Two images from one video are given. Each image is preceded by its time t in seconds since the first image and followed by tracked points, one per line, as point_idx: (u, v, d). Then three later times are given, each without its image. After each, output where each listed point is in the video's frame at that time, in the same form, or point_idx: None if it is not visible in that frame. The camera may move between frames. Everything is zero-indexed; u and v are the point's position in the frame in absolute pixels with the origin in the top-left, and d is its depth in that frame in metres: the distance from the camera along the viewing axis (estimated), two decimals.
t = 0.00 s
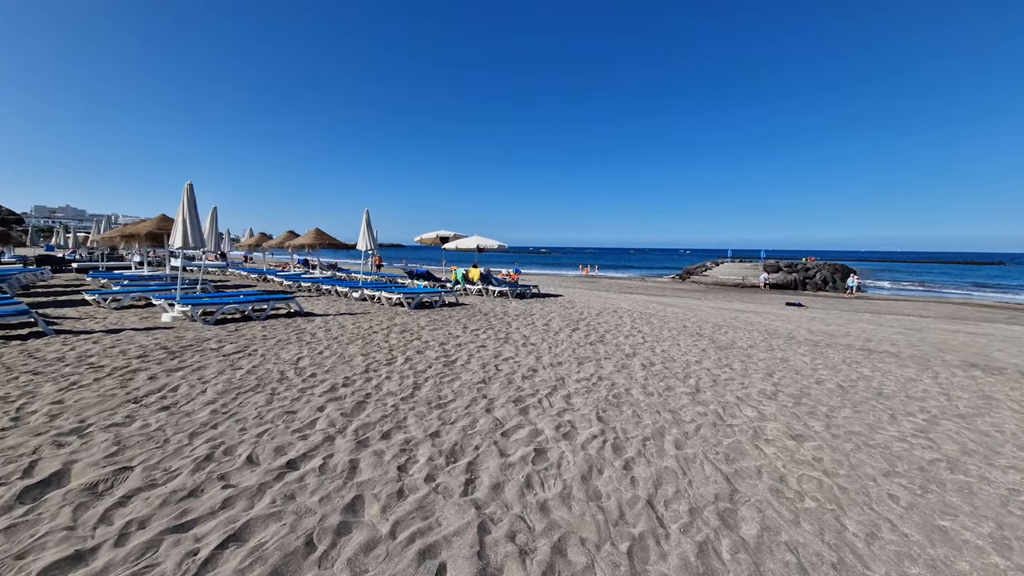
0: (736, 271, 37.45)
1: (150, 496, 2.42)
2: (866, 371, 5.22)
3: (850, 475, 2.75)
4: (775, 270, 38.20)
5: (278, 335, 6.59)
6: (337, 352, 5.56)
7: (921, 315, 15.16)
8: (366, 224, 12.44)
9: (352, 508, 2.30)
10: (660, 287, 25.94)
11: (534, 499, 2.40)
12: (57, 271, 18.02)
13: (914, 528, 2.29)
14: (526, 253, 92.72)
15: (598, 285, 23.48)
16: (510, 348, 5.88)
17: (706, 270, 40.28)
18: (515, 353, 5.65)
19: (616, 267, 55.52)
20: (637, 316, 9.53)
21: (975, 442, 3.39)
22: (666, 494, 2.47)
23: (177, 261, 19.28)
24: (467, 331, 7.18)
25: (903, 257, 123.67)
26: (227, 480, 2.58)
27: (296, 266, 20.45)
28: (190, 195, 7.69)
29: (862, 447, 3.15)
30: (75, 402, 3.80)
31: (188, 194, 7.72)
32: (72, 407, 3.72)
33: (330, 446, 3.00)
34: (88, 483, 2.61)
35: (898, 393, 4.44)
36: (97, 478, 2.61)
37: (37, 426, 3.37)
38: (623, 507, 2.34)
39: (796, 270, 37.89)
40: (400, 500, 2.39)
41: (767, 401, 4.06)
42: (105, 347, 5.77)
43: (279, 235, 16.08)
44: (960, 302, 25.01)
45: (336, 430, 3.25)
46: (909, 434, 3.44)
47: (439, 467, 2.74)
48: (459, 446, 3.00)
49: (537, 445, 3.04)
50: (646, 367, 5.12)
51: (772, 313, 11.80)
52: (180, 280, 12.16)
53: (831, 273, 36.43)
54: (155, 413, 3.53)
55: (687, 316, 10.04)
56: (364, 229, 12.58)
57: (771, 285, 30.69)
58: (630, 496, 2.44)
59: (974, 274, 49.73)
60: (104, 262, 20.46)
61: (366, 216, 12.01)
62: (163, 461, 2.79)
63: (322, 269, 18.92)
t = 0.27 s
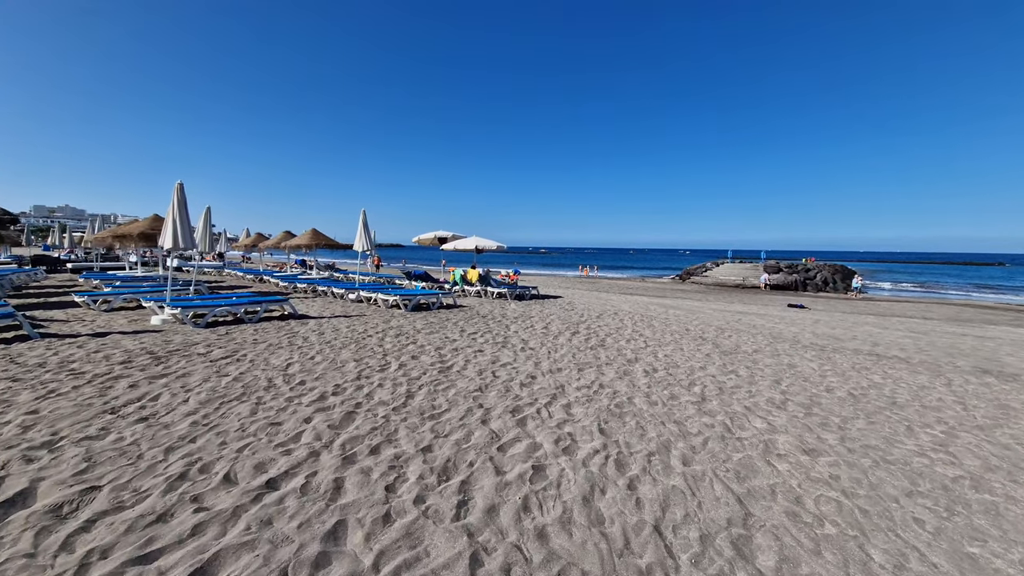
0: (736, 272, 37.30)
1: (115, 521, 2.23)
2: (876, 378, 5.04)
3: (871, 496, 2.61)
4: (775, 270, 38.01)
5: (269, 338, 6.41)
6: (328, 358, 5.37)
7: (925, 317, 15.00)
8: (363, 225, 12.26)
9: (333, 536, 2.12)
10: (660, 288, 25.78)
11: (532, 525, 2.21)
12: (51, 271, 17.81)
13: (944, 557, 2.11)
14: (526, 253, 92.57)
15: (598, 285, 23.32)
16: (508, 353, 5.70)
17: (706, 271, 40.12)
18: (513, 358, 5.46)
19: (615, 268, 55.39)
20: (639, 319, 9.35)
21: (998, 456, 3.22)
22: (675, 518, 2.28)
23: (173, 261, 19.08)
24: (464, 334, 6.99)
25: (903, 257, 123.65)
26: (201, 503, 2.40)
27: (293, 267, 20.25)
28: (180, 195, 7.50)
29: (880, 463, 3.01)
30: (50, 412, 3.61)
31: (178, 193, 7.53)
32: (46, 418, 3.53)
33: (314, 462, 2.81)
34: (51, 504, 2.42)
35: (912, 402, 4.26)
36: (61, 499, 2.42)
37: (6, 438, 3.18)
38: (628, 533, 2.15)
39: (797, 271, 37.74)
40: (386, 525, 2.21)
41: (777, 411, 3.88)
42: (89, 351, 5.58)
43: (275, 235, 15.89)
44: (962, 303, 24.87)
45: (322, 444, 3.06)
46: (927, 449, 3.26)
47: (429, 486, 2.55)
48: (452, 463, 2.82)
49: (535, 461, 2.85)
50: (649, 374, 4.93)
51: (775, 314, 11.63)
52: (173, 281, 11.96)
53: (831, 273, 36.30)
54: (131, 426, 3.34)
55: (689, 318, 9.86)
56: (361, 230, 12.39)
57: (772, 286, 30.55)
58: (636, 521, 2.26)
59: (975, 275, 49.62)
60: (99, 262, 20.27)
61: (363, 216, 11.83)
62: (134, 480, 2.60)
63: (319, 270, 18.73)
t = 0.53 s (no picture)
0: (737, 272, 37.11)
1: (70, 551, 2.00)
2: (893, 384, 4.81)
3: (906, 519, 2.38)
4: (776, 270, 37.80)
5: (260, 341, 6.17)
6: (319, 362, 5.13)
7: (930, 318, 14.79)
8: (359, 224, 12.02)
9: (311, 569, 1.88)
10: (661, 288, 25.58)
11: (534, 556, 1.98)
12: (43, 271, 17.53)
13: None
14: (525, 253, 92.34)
15: (598, 286, 23.10)
16: (508, 357, 5.46)
17: (706, 271, 39.90)
18: (513, 362, 5.23)
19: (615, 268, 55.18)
20: (641, 320, 9.12)
21: None
22: (694, 547, 2.05)
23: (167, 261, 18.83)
24: (462, 337, 6.76)
25: (903, 257, 123.53)
26: (168, 529, 2.16)
27: (290, 267, 20.01)
28: (169, 192, 7.27)
29: (910, 481, 2.79)
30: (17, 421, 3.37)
31: (167, 190, 7.29)
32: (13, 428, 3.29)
33: (296, 480, 2.57)
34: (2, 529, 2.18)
35: (934, 410, 4.04)
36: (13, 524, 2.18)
37: None
38: (643, 566, 1.93)
39: (798, 271, 37.53)
40: (372, 556, 1.97)
41: (793, 420, 3.66)
42: (70, 354, 5.34)
43: (271, 234, 15.66)
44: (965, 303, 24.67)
45: (306, 459, 2.82)
46: (958, 463, 3.04)
47: (421, 509, 2.31)
48: (447, 480, 2.58)
49: (537, 479, 2.62)
50: (656, 379, 4.70)
51: (780, 316, 11.41)
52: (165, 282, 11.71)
53: (832, 273, 36.10)
54: (103, 438, 3.10)
55: (694, 320, 9.63)
56: (358, 229, 12.15)
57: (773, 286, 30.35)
58: (651, 550, 2.03)
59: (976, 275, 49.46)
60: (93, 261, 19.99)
61: (359, 215, 11.60)
62: (97, 502, 2.36)
63: (316, 269, 18.48)
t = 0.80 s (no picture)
0: (748, 271, 36.55)
1: None
2: (927, 393, 4.52)
3: (961, 553, 2.12)
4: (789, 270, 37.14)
5: (262, 344, 6.02)
6: (321, 366, 4.96)
7: (953, 320, 14.30)
8: (366, 223, 11.89)
9: None
10: (671, 288, 25.22)
11: None
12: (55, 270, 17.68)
13: None
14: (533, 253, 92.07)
15: (607, 286, 22.80)
16: (517, 362, 5.25)
17: (717, 270, 39.34)
18: (522, 368, 5.01)
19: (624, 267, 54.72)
20: (654, 322, 8.85)
21: None
22: None
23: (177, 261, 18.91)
24: (469, 339, 6.55)
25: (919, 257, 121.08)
26: (147, 558, 1.97)
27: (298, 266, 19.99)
28: (172, 192, 7.16)
29: (961, 506, 2.53)
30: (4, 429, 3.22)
31: (171, 190, 7.18)
32: None
33: (289, 501, 2.38)
34: None
35: (975, 424, 3.75)
36: None
37: None
38: None
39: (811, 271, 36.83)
40: None
41: (823, 435, 3.39)
42: (70, 357, 5.23)
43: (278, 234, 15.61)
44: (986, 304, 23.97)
45: (300, 477, 2.62)
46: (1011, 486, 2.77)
47: (422, 538, 2.11)
48: (450, 503, 2.37)
49: (549, 502, 2.40)
50: (673, 387, 4.46)
51: (796, 318, 11.06)
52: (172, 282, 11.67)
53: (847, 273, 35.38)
54: (90, 449, 2.94)
55: (708, 322, 9.33)
56: (364, 228, 12.01)
57: (785, 286, 29.80)
58: None
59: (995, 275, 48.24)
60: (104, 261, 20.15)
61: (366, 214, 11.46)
62: (75, 524, 2.19)
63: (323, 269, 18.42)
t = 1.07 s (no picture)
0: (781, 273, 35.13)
1: None
2: (1000, 413, 4.02)
3: None
4: (825, 272, 35.50)
5: (281, 346, 5.97)
6: (338, 372, 4.83)
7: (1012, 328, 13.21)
8: (389, 225, 11.86)
9: None
10: (699, 291, 24.44)
11: None
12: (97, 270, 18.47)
13: None
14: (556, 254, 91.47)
15: (633, 288, 22.23)
16: (539, 370, 4.99)
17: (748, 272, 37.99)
18: (545, 377, 4.75)
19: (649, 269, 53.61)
20: (683, 328, 8.44)
21: None
22: None
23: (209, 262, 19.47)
24: (490, 345, 6.33)
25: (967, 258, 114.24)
26: None
27: (324, 267, 20.29)
28: (199, 194, 7.23)
29: None
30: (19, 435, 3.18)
31: (197, 193, 7.25)
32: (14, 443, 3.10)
33: (291, 526, 2.19)
34: None
35: None
36: None
37: None
38: None
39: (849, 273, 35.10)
40: None
41: (884, 462, 3.01)
42: (95, 358, 5.27)
43: (304, 236, 15.83)
44: None
45: (305, 497, 2.44)
46: None
47: None
48: (464, 535, 2.14)
49: (574, 538, 2.13)
50: (708, 402, 4.11)
51: (837, 324, 10.39)
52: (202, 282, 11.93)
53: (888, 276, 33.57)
54: (98, 458, 2.85)
55: (742, 328, 8.84)
56: (387, 230, 11.99)
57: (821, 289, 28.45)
58: None
59: None
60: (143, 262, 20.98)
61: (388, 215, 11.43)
62: (68, 544, 2.06)
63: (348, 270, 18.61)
